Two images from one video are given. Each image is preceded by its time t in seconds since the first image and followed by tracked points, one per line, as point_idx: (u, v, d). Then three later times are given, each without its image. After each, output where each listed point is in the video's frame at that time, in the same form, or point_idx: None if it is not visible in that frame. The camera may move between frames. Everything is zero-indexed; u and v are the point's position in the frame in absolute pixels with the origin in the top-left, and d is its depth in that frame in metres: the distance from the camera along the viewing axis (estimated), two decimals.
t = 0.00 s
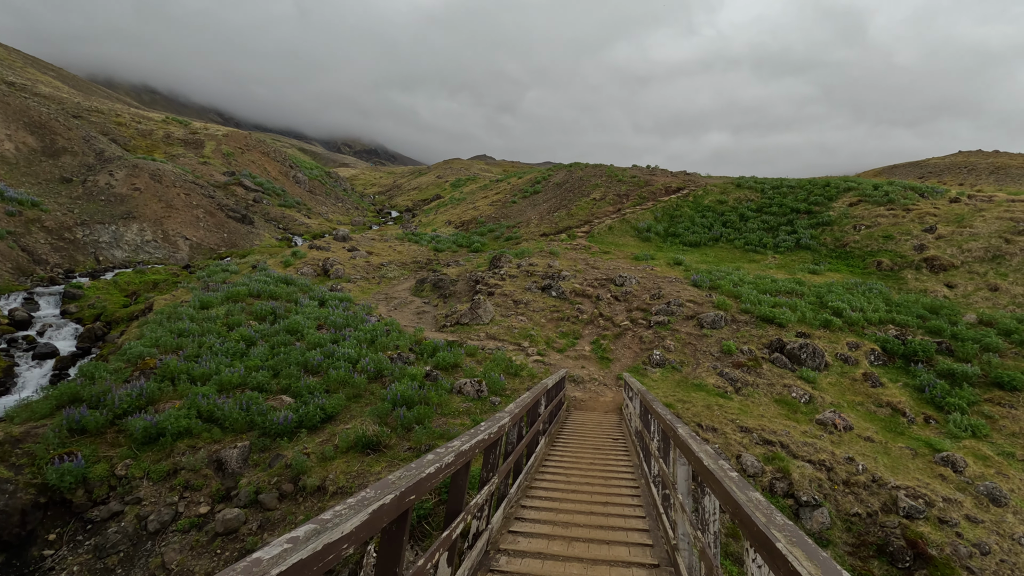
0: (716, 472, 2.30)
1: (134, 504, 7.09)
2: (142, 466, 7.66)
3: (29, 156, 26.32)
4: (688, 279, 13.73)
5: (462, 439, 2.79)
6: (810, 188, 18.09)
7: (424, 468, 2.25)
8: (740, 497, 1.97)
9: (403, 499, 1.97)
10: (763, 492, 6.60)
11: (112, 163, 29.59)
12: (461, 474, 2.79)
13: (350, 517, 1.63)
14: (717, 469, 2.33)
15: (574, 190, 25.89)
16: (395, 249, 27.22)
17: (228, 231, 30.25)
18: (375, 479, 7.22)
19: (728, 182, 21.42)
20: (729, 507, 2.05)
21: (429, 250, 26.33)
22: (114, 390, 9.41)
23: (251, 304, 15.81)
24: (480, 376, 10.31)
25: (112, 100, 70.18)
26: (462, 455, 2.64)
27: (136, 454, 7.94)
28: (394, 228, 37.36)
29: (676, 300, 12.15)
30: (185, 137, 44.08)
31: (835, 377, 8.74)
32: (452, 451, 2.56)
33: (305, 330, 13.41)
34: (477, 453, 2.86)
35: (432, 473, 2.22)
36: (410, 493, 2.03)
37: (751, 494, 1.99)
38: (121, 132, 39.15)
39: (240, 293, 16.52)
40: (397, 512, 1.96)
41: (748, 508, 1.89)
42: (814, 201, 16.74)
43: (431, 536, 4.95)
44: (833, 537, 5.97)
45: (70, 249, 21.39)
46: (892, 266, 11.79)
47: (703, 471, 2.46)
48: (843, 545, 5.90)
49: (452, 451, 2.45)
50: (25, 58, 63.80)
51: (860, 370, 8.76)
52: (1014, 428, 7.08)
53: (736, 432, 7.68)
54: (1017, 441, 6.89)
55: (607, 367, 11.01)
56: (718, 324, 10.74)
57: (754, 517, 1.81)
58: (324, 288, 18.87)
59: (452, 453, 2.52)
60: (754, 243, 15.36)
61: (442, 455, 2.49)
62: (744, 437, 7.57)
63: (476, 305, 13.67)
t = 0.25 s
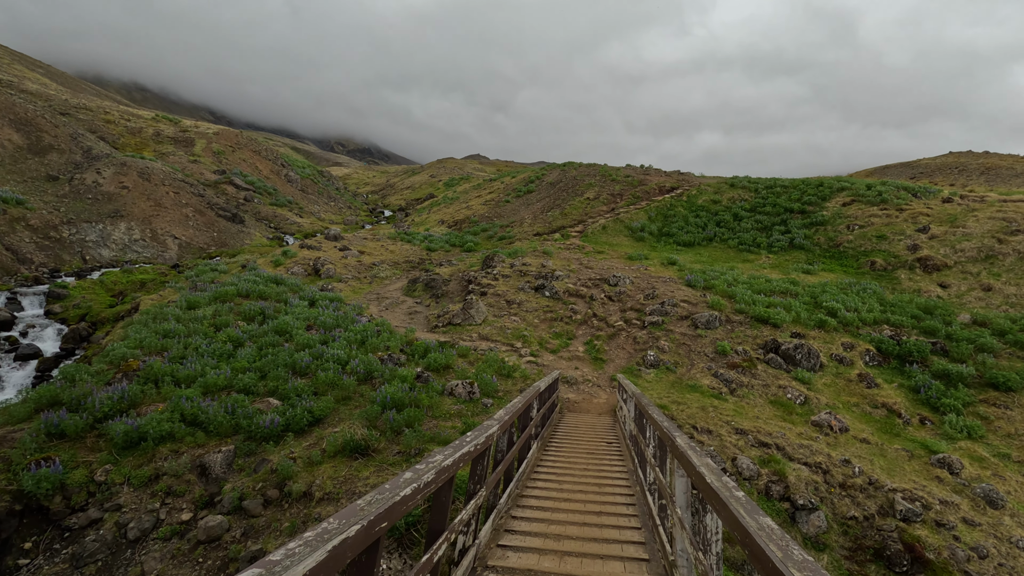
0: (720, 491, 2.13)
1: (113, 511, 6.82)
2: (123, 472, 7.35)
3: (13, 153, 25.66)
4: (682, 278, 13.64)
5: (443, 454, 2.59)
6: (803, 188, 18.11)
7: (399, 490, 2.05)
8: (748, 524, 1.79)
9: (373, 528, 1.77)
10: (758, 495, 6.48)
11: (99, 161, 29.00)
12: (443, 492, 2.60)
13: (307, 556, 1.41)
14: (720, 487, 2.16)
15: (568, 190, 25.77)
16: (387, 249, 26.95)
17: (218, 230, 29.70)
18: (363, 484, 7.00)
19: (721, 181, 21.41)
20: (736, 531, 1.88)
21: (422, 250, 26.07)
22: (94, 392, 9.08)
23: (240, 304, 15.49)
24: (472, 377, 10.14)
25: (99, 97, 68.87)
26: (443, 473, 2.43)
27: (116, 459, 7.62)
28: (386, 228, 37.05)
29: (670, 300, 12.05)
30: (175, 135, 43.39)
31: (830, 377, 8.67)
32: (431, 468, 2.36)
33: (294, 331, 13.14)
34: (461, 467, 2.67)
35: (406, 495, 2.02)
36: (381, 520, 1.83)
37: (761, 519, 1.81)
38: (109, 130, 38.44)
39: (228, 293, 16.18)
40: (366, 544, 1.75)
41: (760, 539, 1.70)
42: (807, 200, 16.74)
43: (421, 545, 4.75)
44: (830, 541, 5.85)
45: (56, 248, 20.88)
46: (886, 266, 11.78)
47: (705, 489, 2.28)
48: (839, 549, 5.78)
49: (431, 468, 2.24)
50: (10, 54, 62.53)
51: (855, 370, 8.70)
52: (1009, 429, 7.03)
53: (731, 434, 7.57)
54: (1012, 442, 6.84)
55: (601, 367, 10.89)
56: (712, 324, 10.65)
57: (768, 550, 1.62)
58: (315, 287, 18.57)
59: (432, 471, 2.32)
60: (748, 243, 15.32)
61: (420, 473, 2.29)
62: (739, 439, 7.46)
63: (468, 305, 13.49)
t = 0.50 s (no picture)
0: (728, 500, 1.96)
1: (93, 515, 6.52)
2: (103, 474, 7.06)
3: None
4: (677, 277, 13.55)
5: (424, 458, 2.39)
6: (798, 187, 18.11)
7: (369, 500, 1.86)
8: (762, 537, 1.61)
9: (334, 548, 1.57)
10: (755, 496, 6.36)
11: (88, 157, 28.41)
12: (425, 497, 2.40)
13: None
14: (729, 496, 1.99)
15: (563, 188, 25.64)
16: (380, 247, 26.67)
17: (209, 227, 29.17)
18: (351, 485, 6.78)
19: (716, 180, 21.38)
20: (747, 545, 1.72)
21: (415, 248, 25.81)
22: (74, 392, 8.77)
23: (228, 302, 15.16)
24: (465, 376, 9.95)
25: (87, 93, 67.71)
26: (424, 479, 2.23)
27: (97, 461, 7.32)
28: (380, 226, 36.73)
29: (665, 299, 11.93)
30: (165, 132, 42.73)
31: (826, 377, 8.58)
32: (410, 474, 2.17)
33: (284, 329, 12.87)
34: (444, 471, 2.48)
35: (377, 504, 1.83)
36: (347, 535, 1.64)
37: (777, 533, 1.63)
38: (99, 127, 37.76)
39: (217, 292, 15.84)
40: (326, 565, 1.55)
41: (779, 557, 1.53)
42: (802, 200, 16.73)
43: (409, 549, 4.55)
44: (827, 543, 5.73)
45: (41, 245, 20.39)
46: (880, 265, 11.74)
47: (711, 497, 2.11)
48: (837, 551, 5.66)
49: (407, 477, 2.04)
50: None
51: (851, 369, 8.62)
52: (1006, 428, 6.96)
53: (727, 434, 7.45)
54: (1010, 441, 6.77)
55: (595, 367, 10.74)
56: (708, 323, 10.55)
57: (787, 570, 1.45)
58: (306, 286, 18.26)
59: (409, 477, 2.13)
60: (743, 242, 15.25)
61: (397, 479, 2.10)
62: (736, 438, 7.34)
63: (461, 304, 13.29)
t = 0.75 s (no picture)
0: (735, 518, 1.77)
1: (69, 520, 6.23)
2: (82, 479, 6.75)
3: None
4: (671, 277, 13.46)
5: (400, 470, 2.19)
6: (791, 187, 18.12)
7: (332, 523, 1.63)
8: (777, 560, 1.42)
9: None
10: (751, 499, 6.24)
11: (76, 154, 27.81)
12: (403, 512, 2.20)
13: None
14: (736, 514, 1.80)
15: (556, 187, 25.52)
16: (372, 246, 26.39)
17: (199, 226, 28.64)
18: (338, 489, 6.58)
19: (710, 180, 21.37)
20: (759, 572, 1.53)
21: (408, 247, 25.55)
22: (52, 392, 8.44)
23: (216, 301, 14.84)
24: (456, 377, 9.77)
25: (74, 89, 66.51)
26: (399, 494, 2.02)
27: (75, 464, 7.00)
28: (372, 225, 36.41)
29: (660, 299, 11.83)
30: (155, 129, 42.05)
31: (821, 377, 8.51)
32: (382, 490, 1.94)
33: (272, 329, 12.60)
34: (424, 484, 2.29)
35: (340, 530, 1.58)
36: (299, 569, 1.38)
37: (793, 557, 1.43)
38: (88, 124, 37.06)
39: (204, 290, 15.50)
40: None
41: None
42: (796, 200, 16.73)
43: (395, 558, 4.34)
44: (824, 547, 5.62)
45: (26, 243, 19.89)
46: (874, 266, 11.73)
47: (717, 515, 1.92)
48: (834, 554, 5.55)
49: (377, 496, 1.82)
50: None
51: (846, 370, 8.56)
52: (1002, 429, 6.92)
53: (722, 435, 7.34)
54: (1005, 442, 6.73)
55: (589, 367, 10.61)
56: (702, 323, 10.45)
57: None
58: (296, 285, 17.95)
59: (382, 493, 1.91)
60: (737, 242, 15.21)
61: (367, 497, 1.87)
62: (731, 440, 7.22)
63: (453, 303, 13.09)
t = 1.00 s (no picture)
0: (739, 533, 1.60)
1: (42, 524, 5.93)
2: (57, 480, 6.44)
3: None
4: (664, 275, 13.37)
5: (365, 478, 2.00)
6: (784, 186, 18.13)
7: (273, 544, 1.41)
8: None
9: None
10: (744, 499, 6.12)
11: (61, 149, 27.17)
12: (369, 523, 2.01)
13: None
14: (739, 528, 1.63)
15: (550, 185, 25.38)
16: (363, 243, 26.08)
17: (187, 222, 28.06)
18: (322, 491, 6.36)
19: (703, 178, 21.33)
20: None
21: (399, 244, 25.26)
22: (26, 391, 8.11)
23: (202, 299, 14.50)
24: (446, 375, 9.57)
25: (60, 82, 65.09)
26: (360, 506, 1.82)
27: (49, 466, 6.69)
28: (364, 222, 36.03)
29: (653, 297, 11.72)
30: (144, 125, 41.26)
31: (815, 376, 8.43)
32: (341, 502, 1.74)
33: (258, 326, 12.31)
34: (392, 492, 2.11)
35: (281, 551, 1.36)
36: None
37: None
38: (75, 118, 36.26)
39: (190, 287, 15.12)
40: None
41: None
42: (789, 198, 16.72)
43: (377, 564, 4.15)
44: (818, 547, 5.50)
45: (9, 239, 19.33)
46: (867, 264, 11.71)
47: (717, 528, 1.75)
48: (828, 555, 5.44)
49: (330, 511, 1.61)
50: None
51: (840, 368, 8.49)
52: (995, 428, 6.87)
53: (716, 435, 7.22)
54: (998, 441, 6.68)
55: (581, 365, 10.46)
56: (695, 321, 10.35)
57: None
58: (285, 282, 17.62)
59: (339, 505, 1.71)
60: (730, 240, 15.15)
61: (321, 510, 1.67)
62: (724, 439, 7.11)
63: (444, 301, 12.88)
